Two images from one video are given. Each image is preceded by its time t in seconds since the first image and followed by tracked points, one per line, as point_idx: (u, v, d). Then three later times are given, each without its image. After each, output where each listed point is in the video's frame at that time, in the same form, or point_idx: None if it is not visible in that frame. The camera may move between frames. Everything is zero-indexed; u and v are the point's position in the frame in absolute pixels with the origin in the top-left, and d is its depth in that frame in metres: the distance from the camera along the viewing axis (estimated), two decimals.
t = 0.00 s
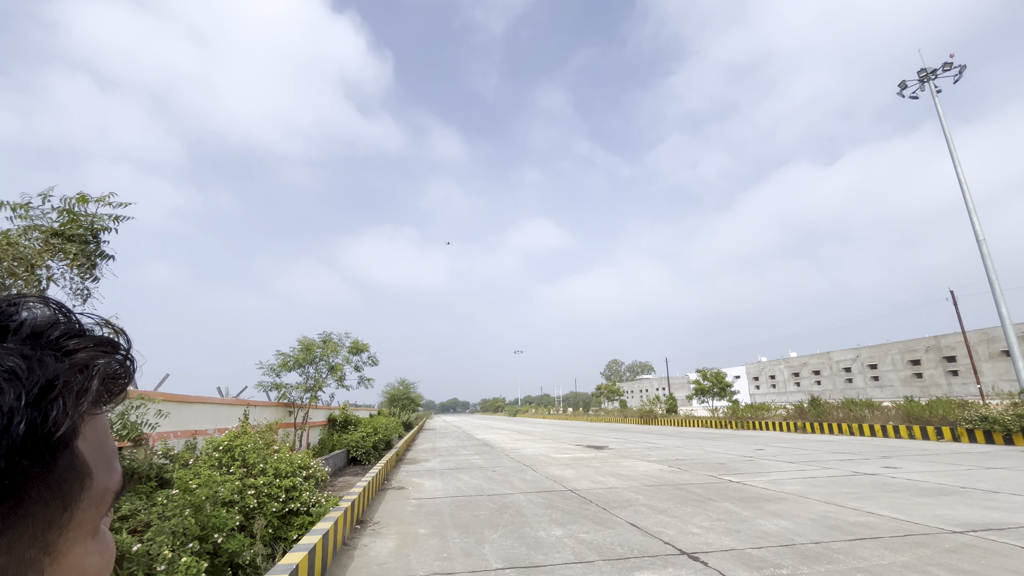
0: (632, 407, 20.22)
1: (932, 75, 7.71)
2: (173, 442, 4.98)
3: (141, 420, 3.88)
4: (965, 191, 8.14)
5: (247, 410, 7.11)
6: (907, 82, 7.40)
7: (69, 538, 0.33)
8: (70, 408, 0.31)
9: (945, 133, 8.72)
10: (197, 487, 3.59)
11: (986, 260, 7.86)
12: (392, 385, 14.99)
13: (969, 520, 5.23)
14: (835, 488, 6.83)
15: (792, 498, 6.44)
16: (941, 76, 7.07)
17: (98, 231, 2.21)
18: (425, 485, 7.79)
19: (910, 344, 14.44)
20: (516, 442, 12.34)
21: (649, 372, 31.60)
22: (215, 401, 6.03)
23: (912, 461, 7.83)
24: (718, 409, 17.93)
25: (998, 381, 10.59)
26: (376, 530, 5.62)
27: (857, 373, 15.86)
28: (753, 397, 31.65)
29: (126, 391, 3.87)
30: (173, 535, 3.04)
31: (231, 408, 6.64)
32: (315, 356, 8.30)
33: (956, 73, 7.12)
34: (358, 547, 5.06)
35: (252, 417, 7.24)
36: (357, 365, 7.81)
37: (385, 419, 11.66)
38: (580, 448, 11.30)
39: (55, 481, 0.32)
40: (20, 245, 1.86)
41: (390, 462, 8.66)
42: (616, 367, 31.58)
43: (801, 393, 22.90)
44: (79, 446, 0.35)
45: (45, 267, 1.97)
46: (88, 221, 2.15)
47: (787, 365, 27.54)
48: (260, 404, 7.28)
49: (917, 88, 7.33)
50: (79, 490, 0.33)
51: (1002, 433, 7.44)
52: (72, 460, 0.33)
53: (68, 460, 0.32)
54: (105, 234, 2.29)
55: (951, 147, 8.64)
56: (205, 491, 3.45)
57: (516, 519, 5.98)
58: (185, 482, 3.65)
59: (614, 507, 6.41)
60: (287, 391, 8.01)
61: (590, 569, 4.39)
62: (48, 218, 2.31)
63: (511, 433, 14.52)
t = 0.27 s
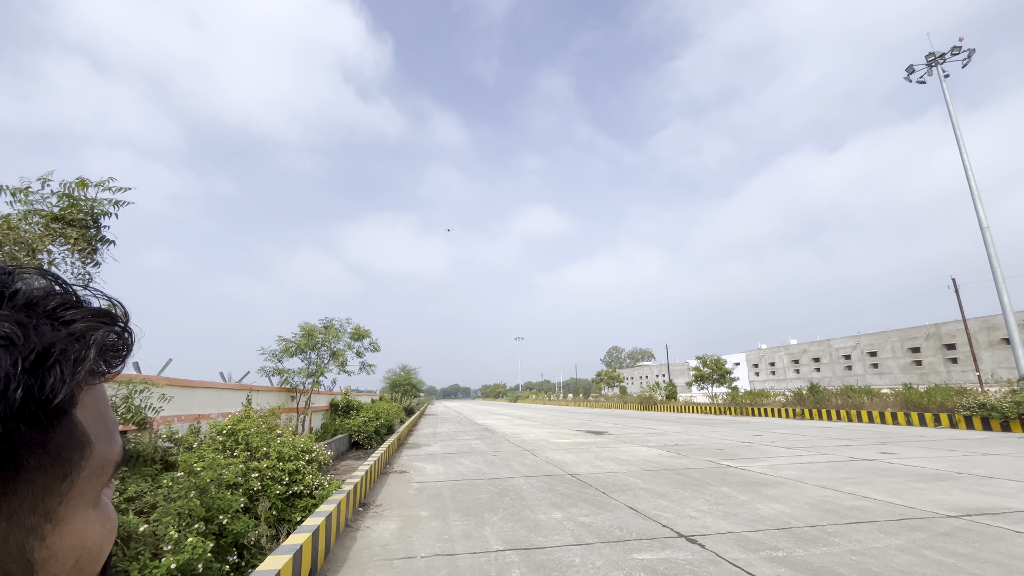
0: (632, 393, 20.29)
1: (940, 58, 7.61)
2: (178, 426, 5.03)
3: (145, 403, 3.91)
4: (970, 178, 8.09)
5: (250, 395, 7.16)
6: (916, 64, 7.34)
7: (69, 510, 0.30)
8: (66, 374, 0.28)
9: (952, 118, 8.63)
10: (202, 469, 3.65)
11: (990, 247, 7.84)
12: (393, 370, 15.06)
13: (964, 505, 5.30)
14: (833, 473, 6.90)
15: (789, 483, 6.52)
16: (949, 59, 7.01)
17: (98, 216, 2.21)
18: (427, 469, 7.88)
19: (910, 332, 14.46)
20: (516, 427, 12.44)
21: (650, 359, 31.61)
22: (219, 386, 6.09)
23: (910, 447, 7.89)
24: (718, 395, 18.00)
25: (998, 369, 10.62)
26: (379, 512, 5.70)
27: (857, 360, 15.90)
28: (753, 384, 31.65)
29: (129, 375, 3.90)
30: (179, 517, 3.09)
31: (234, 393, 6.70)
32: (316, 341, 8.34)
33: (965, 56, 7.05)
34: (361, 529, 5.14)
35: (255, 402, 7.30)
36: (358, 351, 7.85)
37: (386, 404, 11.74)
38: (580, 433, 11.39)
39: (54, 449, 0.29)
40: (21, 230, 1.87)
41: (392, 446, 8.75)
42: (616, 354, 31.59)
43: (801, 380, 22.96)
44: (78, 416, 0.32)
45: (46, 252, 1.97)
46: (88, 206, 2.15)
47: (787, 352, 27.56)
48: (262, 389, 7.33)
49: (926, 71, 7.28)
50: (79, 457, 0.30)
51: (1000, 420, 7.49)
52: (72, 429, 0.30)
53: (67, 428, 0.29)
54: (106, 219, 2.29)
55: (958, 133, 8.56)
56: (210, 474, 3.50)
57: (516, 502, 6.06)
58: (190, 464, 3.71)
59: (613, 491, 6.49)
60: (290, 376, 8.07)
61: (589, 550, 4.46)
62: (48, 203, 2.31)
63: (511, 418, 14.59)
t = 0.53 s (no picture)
0: (632, 380, 20.35)
1: (948, 44, 7.52)
2: (180, 411, 5.08)
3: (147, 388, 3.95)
4: (975, 167, 8.04)
5: (251, 380, 7.21)
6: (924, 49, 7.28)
7: (58, 480, 0.28)
8: (51, 341, 0.26)
9: (958, 106, 8.55)
10: (205, 453, 3.69)
11: (992, 236, 7.82)
12: (394, 357, 15.10)
13: (959, 491, 5.36)
14: (829, 459, 6.98)
15: (786, 469, 6.59)
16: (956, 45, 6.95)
17: (97, 201, 2.21)
18: (427, 454, 7.96)
19: (910, 320, 14.49)
20: (516, 414, 12.51)
21: (650, 346, 31.63)
22: (220, 371, 6.13)
23: (906, 434, 7.97)
24: (717, 383, 18.08)
25: (996, 358, 10.65)
26: (380, 496, 5.77)
27: (856, 348, 15.95)
28: (752, 371, 31.67)
29: (131, 360, 3.93)
30: (182, 500, 3.13)
31: (236, 378, 6.74)
32: (317, 328, 8.36)
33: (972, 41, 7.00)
34: (363, 513, 5.21)
35: (256, 387, 7.35)
36: (359, 337, 7.89)
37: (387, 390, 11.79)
38: (580, 420, 11.47)
39: (37, 417, 0.26)
40: (19, 215, 1.87)
41: (393, 432, 8.83)
42: (616, 342, 31.59)
43: (800, 368, 23.08)
44: (65, 382, 0.29)
45: (45, 237, 1.97)
46: (86, 190, 2.14)
47: (787, 340, 27.61)
48: (264, 374, 7.37)
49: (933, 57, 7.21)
50: (67, 427, 0.28)
51: (998, 409, 7.53)
52: (59, 396, 0.28)
53: (53, 396, 0.27)
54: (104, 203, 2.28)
55: (964, 120, 8.49)
56: (212, 458, 3.55)
57: (516, 487, 6.13)
58: (192, 449, 3.76)
59: (612, 476, 6.56)
60: (291, 363, 8.11)
61: (587, 534, 4.53)
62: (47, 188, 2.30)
63: (511, 405, 14.63)
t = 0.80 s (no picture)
0: (632, 369, 20.40)
1: (955, 30, 7.43)
2: (182, 397, 5.11)
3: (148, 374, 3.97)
4: (979, 155, 7.99)
5: (253, 367, 7.24)
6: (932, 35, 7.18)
7: (39, 449, 0.27)
8: (28, 306, 0.25)
9: (963, 94, 8.48)
10: (207, 439, 3.72)
11: (995, 226, 7.80)
12: (395, 345, 15.13)
13: (954, 479, 5.41)
14: (826, 448, 7.04)
15: (784, 457, 6.64)
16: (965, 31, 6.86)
17: (94, 185, 2.20)
18: (428, 441, 8.02)
19: (910, 310, 14.49)
20: (516, 402, 12.58)
21: (649, 336, 31.65)
22: (221, 358, 6.15)
23: (903, 423, 8.02)
24: (716, 372, 18.12)
25: (995, 348, 10.67)
26: (380, 481, 5.83)
27: (856, 338, 15.97)
28: (751, 360, 31.71)
29: (132, 346, 3.95)
30: (185, 484, 3.16)
31: (237, 366, 6.77)
32: (318, 315, 8.38)
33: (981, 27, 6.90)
34: (364, 497, 5.27)
35: (258, 374, 7.39)
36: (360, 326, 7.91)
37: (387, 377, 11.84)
38: (579, 407, 11.53)
39: (16, 384, 0.26)
40: (16, 200, 1.87)
41: (393, 419, 8.89)
42: (616, 331, 31.60)
43: (799, 357, 23.13)
44: (45, 349, 0.28)
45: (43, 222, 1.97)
46: (84, 175, 2.14)
47: (787, 330, 27.62)
48: (265, 362, 7.40)
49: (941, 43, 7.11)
50: (49, 396, 0.27)
51: (995, 398, 7.57)
52: (39, 363, 0.27)
53: (32, 364, 0.26)
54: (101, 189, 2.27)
55: (969, 108, 8.42)
56: (214, 443, 3.58)
57: (515, 473, 6.19)
58: (194, 434, 3.79)
59: (610, 463, 6.62)
60: (292, 350, 8.13)
61: (586, 519, 4.59)
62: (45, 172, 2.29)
63: (511, 393, 14.69)
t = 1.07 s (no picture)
0: (632, 359, 20.43)
1: (962, 19, 7.35)
2: (184, 385, 5.15)
3: (149, 362, 3.99)
4: (983, 146, 7.94)
5: (254, 357, 7.27)
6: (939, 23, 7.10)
7: (16, 422, 0.27)
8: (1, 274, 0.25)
9: (969, 83, 8.41)
10: (208, 427, 3.76)
11: (997, 217, 7.77)
12: (395, 335, 15.15)
13: (950, 468, 5.45)
14: (824, 437, 7.08)
15: (781, 446, 6.69)
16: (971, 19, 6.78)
17: (92, 173, 2.20)
18: (428, 430, 8.07)
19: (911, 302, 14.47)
20: (516, 391, 12.63)
21: (649, 327, 31.65)
22: (222, 347, 6.18)
23: (901, 414, 8.06)
24: (716, 363, 18.14)
25: (995, 340, 10.68)
26: (381, 469, 5.88)
27: (857, 329, 15.98)
28: (751, 351, 31.74)
29: (132, 334, 3.96)
30: (188, 471, 3.20)
31: (239, 355, 6.80)
32: (318, 305, 8.39)
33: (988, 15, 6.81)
34: (364, 485, 5.32)
35: (258, 363, 7.42)
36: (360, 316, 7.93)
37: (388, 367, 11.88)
38: (579, 397, 11.58)
39: None
40: (15, 187, 1.88)
41: (394, 408, 8.94)
42: (617, 322, 31.60)
43: (799, 348, 23.17)
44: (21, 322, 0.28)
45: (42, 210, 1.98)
46: (81, 163, 2.14)
47: (787, 322, 27.62)
48: (266, 351, 7.43)
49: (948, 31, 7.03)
50: (26, 369, 0.27)
51: (994, 389, 7.60)
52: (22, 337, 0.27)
53: (9, 335, 0.26)
54: (99, 177, 2.27)
55: (974, 98, 8.35)
56: (216, 431, 3.61)
57: (514, 461, 6.23)
58: (196, 422, 3.82)
59: (609, 452, 6.67)
60: (292, 339, 8.15)
61: (584, 507, 4.63)
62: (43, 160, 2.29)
63: (511, 383, 14.73)
